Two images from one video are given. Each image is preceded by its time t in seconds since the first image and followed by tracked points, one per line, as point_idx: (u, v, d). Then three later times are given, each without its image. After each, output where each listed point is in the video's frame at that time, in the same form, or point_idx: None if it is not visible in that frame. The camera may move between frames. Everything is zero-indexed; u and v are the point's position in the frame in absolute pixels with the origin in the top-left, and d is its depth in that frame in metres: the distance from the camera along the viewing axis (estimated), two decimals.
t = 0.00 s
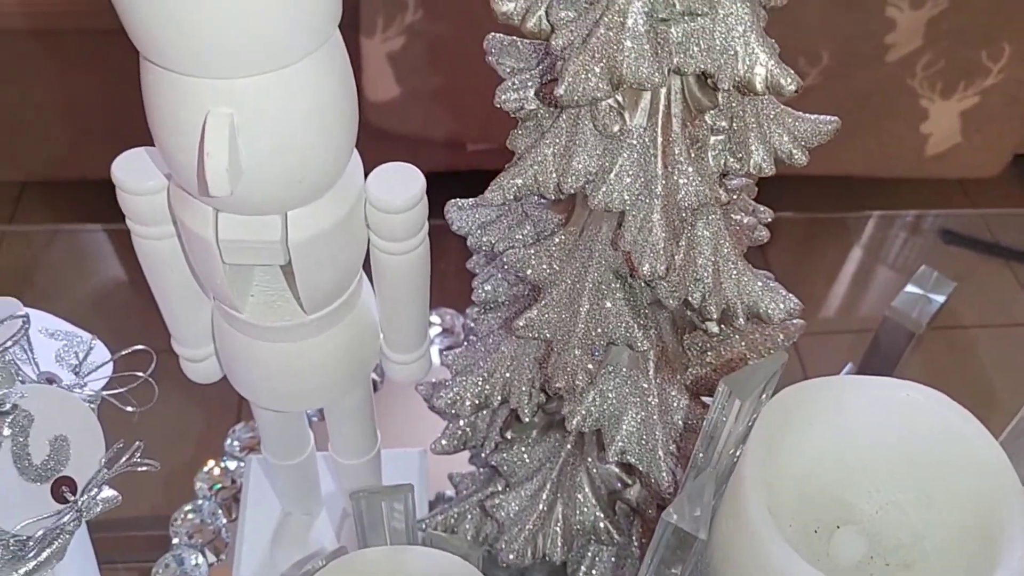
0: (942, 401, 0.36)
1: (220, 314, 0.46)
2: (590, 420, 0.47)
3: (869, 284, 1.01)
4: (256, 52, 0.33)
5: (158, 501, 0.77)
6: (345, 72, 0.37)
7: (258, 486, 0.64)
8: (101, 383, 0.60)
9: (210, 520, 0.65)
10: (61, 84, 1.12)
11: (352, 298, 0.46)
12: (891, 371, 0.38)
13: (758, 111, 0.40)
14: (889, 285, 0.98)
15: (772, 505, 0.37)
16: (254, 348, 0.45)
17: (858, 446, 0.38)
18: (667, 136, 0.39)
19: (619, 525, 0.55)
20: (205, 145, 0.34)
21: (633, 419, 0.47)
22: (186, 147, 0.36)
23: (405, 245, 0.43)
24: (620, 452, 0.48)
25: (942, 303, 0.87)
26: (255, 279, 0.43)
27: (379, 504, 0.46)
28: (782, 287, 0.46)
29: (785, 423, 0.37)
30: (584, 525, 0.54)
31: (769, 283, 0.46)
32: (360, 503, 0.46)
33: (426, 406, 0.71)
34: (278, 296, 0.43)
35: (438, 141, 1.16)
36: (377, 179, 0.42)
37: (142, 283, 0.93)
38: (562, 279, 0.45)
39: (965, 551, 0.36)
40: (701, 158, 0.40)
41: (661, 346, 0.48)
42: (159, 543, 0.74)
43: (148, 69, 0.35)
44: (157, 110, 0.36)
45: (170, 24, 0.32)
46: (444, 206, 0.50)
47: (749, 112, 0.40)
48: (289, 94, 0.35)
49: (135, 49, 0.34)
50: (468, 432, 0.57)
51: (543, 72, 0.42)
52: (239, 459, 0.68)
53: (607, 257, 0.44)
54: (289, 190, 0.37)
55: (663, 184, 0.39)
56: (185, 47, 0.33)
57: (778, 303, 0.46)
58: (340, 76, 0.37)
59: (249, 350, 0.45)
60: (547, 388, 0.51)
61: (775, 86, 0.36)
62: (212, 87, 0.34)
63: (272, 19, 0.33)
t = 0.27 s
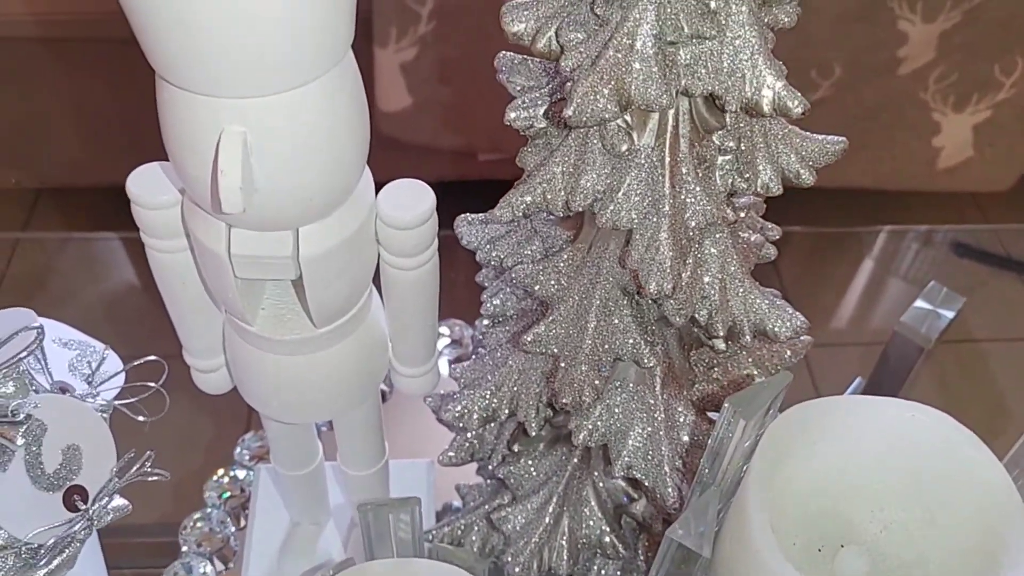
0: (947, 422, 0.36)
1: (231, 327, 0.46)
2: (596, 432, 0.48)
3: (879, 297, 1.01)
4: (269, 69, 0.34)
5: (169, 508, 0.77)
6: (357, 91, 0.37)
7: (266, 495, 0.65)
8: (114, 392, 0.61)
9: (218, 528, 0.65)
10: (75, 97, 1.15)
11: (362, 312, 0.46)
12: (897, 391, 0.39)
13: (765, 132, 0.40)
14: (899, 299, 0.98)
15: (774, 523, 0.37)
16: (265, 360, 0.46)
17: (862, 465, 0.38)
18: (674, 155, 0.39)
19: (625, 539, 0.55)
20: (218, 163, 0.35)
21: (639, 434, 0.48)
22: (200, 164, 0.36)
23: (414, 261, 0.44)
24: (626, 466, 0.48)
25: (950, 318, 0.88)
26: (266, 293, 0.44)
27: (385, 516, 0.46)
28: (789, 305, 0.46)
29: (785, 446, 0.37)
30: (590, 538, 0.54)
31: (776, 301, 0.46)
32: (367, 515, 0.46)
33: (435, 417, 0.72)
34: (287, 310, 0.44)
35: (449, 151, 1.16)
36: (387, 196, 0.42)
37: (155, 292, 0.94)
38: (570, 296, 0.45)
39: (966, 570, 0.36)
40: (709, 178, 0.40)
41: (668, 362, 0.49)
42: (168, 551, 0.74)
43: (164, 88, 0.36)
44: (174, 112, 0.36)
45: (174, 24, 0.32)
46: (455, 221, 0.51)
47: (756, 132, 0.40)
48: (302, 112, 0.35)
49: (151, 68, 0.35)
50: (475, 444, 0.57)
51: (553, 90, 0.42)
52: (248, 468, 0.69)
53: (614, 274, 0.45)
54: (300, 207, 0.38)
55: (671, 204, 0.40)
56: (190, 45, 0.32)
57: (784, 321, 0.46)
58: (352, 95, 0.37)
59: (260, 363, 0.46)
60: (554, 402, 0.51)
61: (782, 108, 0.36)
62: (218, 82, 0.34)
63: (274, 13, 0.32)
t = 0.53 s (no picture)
0: (947, 441, 0.37)
1: (235, 338, 0.47)
2: (596, 443, 0.49)
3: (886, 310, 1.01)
4: (271, 81, 0.34)
5: (173, 514, 0.78)
6: (360, 106, 0.38)
7: (269, 502, 0.66)
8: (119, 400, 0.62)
9: (222, 537, 0.65)
10: (82, 101, 1.17)
11: (364, 322, 0.47)
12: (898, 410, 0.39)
13: (765, 148, 0.41)
14: (905, 312, 0.98)
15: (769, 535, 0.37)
16: (267, 370, 0.46)
17: (860, 481, 0.38)
18: (673, 171, 0.40)
19: (625, 552, 0.55)
20: (221, 176, 0.35)
21: (639, 447, 0.48)
22: (204, 177, 0.37)
23: (416, 273, 0.44)
24: (626, 479, 0.48)
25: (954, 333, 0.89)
26: (269, 305, 0.44)
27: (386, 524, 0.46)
28: (789, 320, 0.47)
29: (784, 460, 0.37)
30: (590, 550, 0.54)
31: (776, 315, 0.46)
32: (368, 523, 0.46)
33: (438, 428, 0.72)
34: (290, 320, 0.44)
35: (455, 160, 1.16)
36: (390, 209, 0.43)
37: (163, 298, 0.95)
38: (570, 309, 0.46)
39: None
40: (708, 194, 0.41)
41: (668, 375, 0.49)
42: (172, 556, 0.75)
43: (170, 103, 0.36)
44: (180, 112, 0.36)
45: (175, 24, 0.32)
46: (458, 233, 0.51)
47: (756, 149, 0.41)
48: (304, 127, 0.36)
49: (157, 83, 0.35)
50: (476, 454, 0.57)
51: (554, 106, 0.42)
52: (251, 475, 0.69)
53: (614, 288, 0.45)
54: (302, 219, 0.38)
55: (670, 219, 0.40)
56: (190, 45, 0.32)
57: (784, 335, 0.46)
58: (355, 110, 0.38)
59: (263, 373, 0.46)
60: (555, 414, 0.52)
61: (781, 125, 0.36)
62: (219, 82, 0.34)
63: (274, 13, 0.32)
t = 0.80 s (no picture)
0: (941, 466, 0.38)
1: (237, 353, 0.47)
2: (597, 460, 0.49)
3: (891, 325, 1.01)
4: (272, 105, 0.35)
5: (176, 523, 0.78)
6: (360, 129, 0.38)
7: (270, 514, 0.66)
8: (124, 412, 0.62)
9: (224, 548, 0.66)
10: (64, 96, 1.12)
11: (365, 339, 0.47)
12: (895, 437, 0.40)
13: (762, 171, 0.41)
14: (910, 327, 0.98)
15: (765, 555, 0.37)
16: (269, 387, 0.47)
17: (857, 504, 0.38)
18: (670, 194, 0.40)
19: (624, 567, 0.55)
20: (222, 197, 0.36)
21: (636, 464, 0.49)
22: (206, 198, 0.37)
23: (416, 290, 0.44)
24: (624, 495, 0.49)
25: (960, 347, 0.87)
26: (271, 320, 0.44)
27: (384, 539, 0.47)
28: (786, 339, 0.47)
29: (778, 480, 0.38)
30: (589, 565, 0.55)
31: (773, 335, 0.47)
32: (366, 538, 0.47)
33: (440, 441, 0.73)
34: (290, 337, 0.45)
35: (461, 171, 1.17)
36: (390, 227, 0.43)
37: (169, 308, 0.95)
38: (569, 327, 0.46)
39: None
40: (704, 216, 0.41)
41: (665, 393, 0.49)
42: (174, 565, 0.75)
43: (174, 125, 0.37)
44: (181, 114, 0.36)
45: (167, 24, 0.32)
46: (459, 249, 0.51)
47: (753, 172, 0.41)
48: (303, 151, 0.36)
49: (162, 106, 0.36)
50: (477, 468, 0.58)
51: (553, 126, 0.43)
52: (254, 486, 0.70)
53: (611, 308, 0.45)
54: (303, 239, 0.39)
55: (666, 241, 0.40)
56: (184, 45, 0.32)
57: (781, 355, 0.46)
58: (355, 133, 0.38)
59: (265, 389, 0.47)
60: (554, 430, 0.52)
61: (776, 150, 0.36)
62: (216, 94, 0.34)
63: (275, 37, 0.33)
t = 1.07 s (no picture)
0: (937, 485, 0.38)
1: (239, 366, 0.47)
2: (595, 476, 0.49)
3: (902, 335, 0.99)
4: (274, 125, 0.35)
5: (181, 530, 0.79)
6: (362, 147, 0.39)
7: (274, 525, 0.66)
8: (128, 423, 0.63)
9: (227, 555, 0.67)
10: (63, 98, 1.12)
11: (366, 352, 0.47)
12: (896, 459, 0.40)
13: (761, 190, 0.41)
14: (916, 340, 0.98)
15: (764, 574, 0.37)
16: (271, 400, 0.47)
17: (859, 525, 0.38)
18: (669, 212, 0.41)
19: None
20: (223, 214, 0.36)
21: (636, 478, 0.49)
22: (209, 215, 0.38)
23: (417, 305, 0.45)
24: (623, 511, 0.49)
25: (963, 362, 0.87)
26: (272, 334, 0.45)
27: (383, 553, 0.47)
28: (786, 356, 0.47)
29: (775, 498, 0.38)
30: None
31: (772, 351, 0.47)
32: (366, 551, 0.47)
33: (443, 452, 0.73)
34: (292, 350, 0.45)
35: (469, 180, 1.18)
36: (392, 243, 0.44)
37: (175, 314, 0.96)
38: (569, 343, 0.46)
39: None
40: (703, 235, 0.42)
41: (665, 409, 0.50)
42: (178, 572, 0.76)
43: (177, 143, 0.37)
44: (180, 119, 0.35)
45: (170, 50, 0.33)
46: (461, 263, 0.52)
47: (753, 191, 0.41)
48: (304, 169, 0.37)
49: (165, 125, 0.36)
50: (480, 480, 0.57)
51: (554, 143, 0.43)
52: (257, 496, 0.70)
53: (611, 324, 0.46)
54: (304, 255, 0.39)
55: (664, 258, 0.41)
56: (180, 47, 0.32)
57: (781, 372, 0.46)
58: (356, 150, 0.39)
59: (266, 403, 0.47)
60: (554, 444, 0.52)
61: (773, 171, 0.36)
62: (219, 114, 0.34)
63: (277, 60, 0.33)
